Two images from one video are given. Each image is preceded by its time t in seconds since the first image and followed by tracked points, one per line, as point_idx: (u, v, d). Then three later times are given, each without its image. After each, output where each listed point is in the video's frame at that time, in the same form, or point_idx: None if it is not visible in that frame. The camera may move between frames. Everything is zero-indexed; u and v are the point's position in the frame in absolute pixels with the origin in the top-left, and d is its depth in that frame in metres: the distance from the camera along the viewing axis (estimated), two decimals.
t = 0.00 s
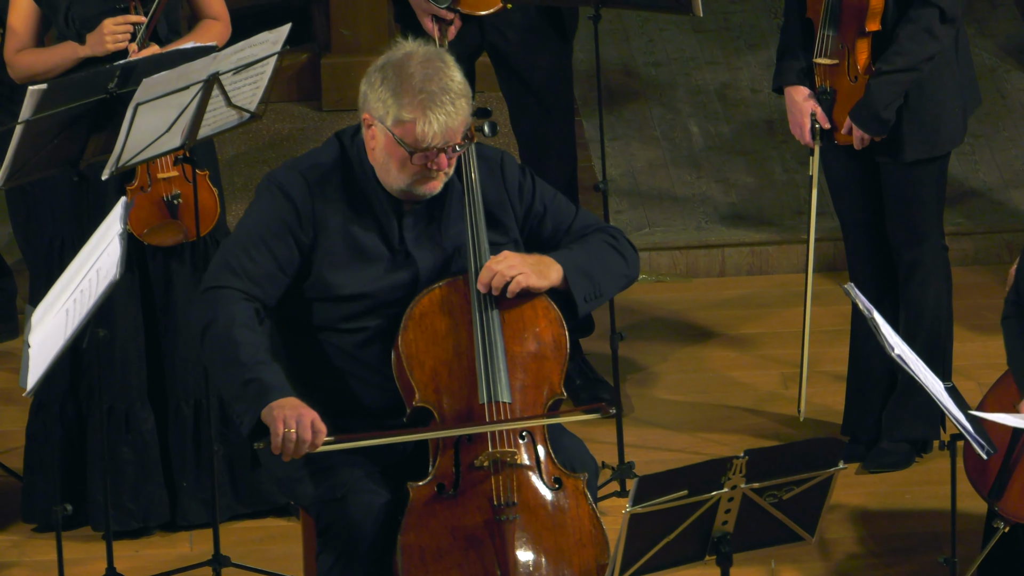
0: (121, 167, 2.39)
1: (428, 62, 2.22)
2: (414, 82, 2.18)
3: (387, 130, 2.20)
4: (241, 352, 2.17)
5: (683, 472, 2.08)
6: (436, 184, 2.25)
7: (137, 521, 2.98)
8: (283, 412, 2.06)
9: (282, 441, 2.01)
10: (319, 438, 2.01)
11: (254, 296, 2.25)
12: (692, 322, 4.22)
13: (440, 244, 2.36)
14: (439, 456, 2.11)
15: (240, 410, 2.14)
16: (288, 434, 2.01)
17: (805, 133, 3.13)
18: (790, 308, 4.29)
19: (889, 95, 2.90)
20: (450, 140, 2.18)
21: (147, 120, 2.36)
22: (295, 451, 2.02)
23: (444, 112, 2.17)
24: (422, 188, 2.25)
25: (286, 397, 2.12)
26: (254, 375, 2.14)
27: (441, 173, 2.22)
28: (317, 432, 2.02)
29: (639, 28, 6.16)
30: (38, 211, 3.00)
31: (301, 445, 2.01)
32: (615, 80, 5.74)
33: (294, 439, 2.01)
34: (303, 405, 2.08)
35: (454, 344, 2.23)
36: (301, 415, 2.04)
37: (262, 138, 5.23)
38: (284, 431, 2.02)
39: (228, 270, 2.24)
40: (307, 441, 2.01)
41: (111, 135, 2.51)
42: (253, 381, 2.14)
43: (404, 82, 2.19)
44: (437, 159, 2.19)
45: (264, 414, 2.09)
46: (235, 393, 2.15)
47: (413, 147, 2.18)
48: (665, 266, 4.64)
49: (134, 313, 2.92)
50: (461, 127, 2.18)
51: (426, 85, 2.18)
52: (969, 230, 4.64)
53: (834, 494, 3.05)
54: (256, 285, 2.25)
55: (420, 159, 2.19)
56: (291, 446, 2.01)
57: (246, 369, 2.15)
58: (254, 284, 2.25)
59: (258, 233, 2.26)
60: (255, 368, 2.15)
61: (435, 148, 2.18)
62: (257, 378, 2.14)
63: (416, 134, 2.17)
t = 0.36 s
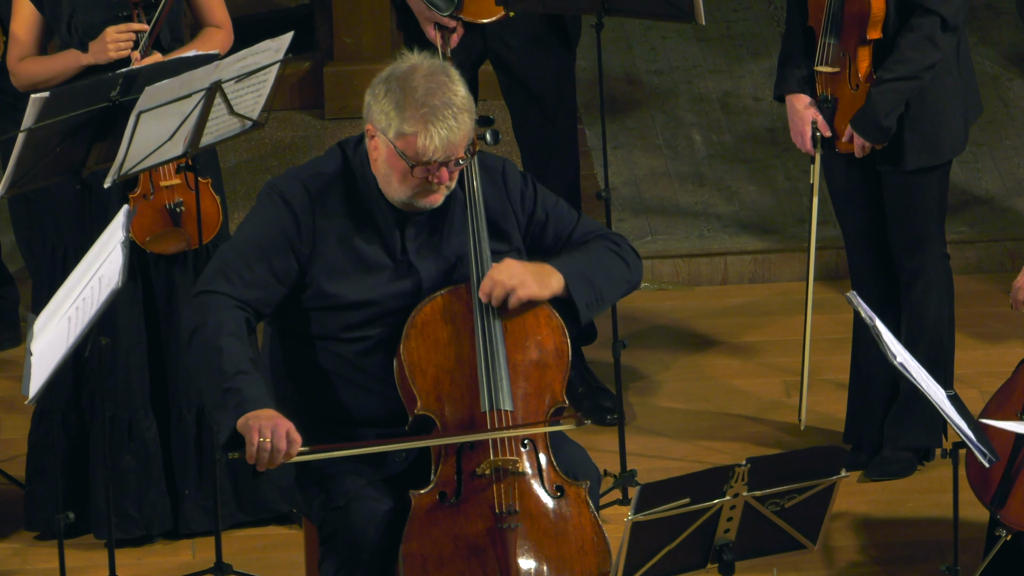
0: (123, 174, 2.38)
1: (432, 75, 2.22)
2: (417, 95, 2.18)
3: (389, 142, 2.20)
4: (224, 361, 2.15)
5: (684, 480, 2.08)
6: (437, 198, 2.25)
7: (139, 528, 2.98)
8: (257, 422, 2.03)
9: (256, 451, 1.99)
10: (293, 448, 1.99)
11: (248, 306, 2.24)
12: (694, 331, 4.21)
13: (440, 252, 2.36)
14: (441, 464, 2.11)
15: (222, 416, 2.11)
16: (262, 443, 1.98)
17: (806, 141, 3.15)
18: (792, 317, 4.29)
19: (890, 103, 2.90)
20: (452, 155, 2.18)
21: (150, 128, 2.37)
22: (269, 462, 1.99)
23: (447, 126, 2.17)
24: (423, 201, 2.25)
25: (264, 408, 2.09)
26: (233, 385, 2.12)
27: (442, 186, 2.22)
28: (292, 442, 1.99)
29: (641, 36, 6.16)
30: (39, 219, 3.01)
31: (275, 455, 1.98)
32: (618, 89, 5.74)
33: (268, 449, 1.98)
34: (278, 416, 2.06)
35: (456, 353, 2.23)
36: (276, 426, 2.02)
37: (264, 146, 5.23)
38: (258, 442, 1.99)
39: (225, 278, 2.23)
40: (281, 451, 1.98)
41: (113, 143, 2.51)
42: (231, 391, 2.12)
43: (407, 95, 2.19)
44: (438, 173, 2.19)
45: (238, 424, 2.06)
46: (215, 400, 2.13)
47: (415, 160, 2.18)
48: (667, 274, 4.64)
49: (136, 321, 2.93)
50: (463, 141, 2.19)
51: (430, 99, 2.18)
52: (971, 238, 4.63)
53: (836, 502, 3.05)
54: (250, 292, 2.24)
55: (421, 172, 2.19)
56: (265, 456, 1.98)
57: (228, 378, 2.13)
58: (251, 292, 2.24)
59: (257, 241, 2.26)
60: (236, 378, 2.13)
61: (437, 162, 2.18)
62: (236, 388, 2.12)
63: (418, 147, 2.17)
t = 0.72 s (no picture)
0: (123, 181, 2.39)
1: (435, 80, 2.23)
2: (421, 99, 2.19)
3: (392, 146, 2.20)
4: (201, 367, 2.14)
5: (684, 486, 2.08)
6: (438, 204, 2.25)
7: (139, 534, 2.98)
8: (223, 431, 2.03)
9: (220, 460, 1.99)
10: (259, 457, 1.99)
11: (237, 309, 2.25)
12: (694, 337, 4.21)
13: (440, 258, 2.36)
14: (440, 470, 2.11)
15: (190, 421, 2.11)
16: (227, 452, 1.99)
17: (804, 146, 3.13)
18: (791, 323, 4.29)
19: (889, 109, 2.90)
20: (455, 159, 2.18)
21: (149, 134, 2.38)
22: (233, 471, 1.99)
23: (450, 131, 2.17)
24: (424, 207, 2.25)
25: (230, 418, 2.08)
26: (204, 392, 2.12)
27: (444, 192, 2.22)
28: (258, 451, 1.99)
29: (642, 42, 6.17)
30: (39, 224, 3.02)
31: (240, 464, 1.98)
32: (617, 95, 5.75)
33: (233, 458, 1.98)
34: (243, 425, 2.06)
35: (455, 360, 2.23)
36: (241, 435, 2.02)
37: (264, 151, 5.24)
38: (223, 450, 1.99)
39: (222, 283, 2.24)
40: (247, 460, 1.98)
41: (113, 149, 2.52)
42: (201, 399, 2.11)
43: (411, 99, 2.19)
44: (440, 177, 2.19)
45: (203, 433, 2.06)
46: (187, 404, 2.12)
47: (417, 164, 2.18)
48: (666, 279, 4.64)
49: (136, 327, 2.93)
50: (466, 146, 2.19)
51: (433, 103, 2.18)
52: (970, 243, 4.64)
53: (836, 508, 3.04)
54: (240, 295, 2.24)
55: (424, 177, 2.19)
56: (230, 465, 1.99)
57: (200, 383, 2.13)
58: (245, 296, 2.25)
59: (255, 245, 2.26)
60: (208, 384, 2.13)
61: (439, 166, 2.18)
62: (207, 396, 2.11)
63: (421, 151, 2.17)
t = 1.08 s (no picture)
0: (122, 180, 2.39)
1: (435, 74, 2.23)
2: (420, 93, 2.19)
3: (391, 141, 2.20)
4: (186, 361, 2.14)
5: (683, 486, 2.08)
6: (438, 201, 2.24)
7: (138, 534, 2.98)
8: (204, 424, 2.04)
9: (200, 453, 1.99)
10: (239, 452, 1.99)
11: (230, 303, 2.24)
12: (693, 337, 4.21)
13: (439, 257, 2.36)
14: (439, 470, 2.11)
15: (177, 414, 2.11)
16: (207, 445, 1.99)
17: (803, 146, 3.13)
18: (790, 322, 4.30)
19: (887, 109, 2.91)
20: (455, 154, 2.18)
21: (148, 133, 2.38)
22: (211, 464, 2.00)
23: (450, 124, 2.17)
24: (423, 204, 2.24)
25: (211, 413, 2.09)
26: (186, 386, 2.12)
27: (443, 188, 2.22)
28: (238, 446, 2.00)
29: (641, 42, 6.17)
30: (39, 224, 3.02)
31: (220, 458, 1.98)
32: (617, 95, 5.75)
33: (212, 452, 1.99)
34: (224, 419, 2.07)
35: (453, 360, 2.23)
36: (221, 429, 2.02)
37: (263, 151, 5.24)
38: (203, 443, 2.00)
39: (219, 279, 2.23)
40: (227, 454, 1.99)
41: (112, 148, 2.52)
42: (183, 393, 2.12)
43: (410, 93, 2.19)
44: (440, 172, 2.19)
45: (186, 425, 2.06)
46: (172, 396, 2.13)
47: (417, 159, 2.18)
48: (666, 279, 4.64)
49: (135, 326, 2.93)
50: (466, 140, 2.19)
51: (433, 97, 2.19)
52: (969, 243, 4.64)
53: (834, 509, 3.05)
54: (238, 288, 2.24)
55: (423, 172, 2.19)
56: (208, 459, 1.99)
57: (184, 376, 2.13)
58: (241, 289, 2.24)
59: (253, 243, 2.26)
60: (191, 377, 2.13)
61: (439, 161, 2.18)
62: (190, 389, 2.12)
63: (420, 145, 2.17)
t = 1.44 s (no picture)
0: (124, 183, 2.39)
1: (435, 76, 2.24)
2: (421, 94, 2.19)
3: (392, 142, 2.20)
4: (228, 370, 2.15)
5: (682, 491, 2.08)
6: (438, 202, 2.24)
7: (138, 536, 2.97)
8: (259, 432, 2.07)
9: (257, 461, 2.03)
10: (294, 460, 2.02)
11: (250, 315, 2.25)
12: (694, 342, 4.21)
13: (440, 261, 2.36)
14: (439, 474, 2.11)
15: (224, 424, 2.13)
16: (264, 454, 2.03)
17: (804, 151, 3.14)
18: (791, 328, 4.29)
19: (889, 115, 2.90)
20: (455, 154, 2.18)
21: (150, 136, 2.38)
22: (269, 471, 2.03)
23: (451, 125, 2.18)
24: (424, 205, 2.24)
25: (267, 419, 2.11)
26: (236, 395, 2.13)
27: (444, 189, 2.22)
28: (293, 454, 2.03)
29: (641, 47, 6.18)
30: (40, 226, 3.01)
31: (275, 466, 2.02)
32: (618, 100, 5.76)
33: (269, 460, 2.02)
34: (280, 425, 2.09)
35: (453, 365, 2.23)
36: (277, 437, 2.05)
37: (264, 155, 5.24)
38: (260, 452, 2.03)
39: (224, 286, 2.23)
40: (282, 462, 2.02)
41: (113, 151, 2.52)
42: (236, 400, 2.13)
43: (410, 93, 2.20)
44: (440, 173, 2.19)
45: (240, 434, 2.09)
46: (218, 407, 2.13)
47: (417, 159, 2.18)
48: (666, 284, 4.64)
49: (136, 329, 2.93)
50: (467, 140, 2.19)
51: (433, 97, 2.19)
52: (969, 249, 4.64)
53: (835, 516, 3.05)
54: (251, 299, 2.24)
55: (424, 172, 2.19)
56: (265, 466, 2.02)
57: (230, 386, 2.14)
58: (248, 298, 2.24)
59: (257, 249, 2.26)
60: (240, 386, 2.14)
61: (439, 161, 2.17)
62: (240, 397, 2.13)
63: (421, 145, 2.17)
